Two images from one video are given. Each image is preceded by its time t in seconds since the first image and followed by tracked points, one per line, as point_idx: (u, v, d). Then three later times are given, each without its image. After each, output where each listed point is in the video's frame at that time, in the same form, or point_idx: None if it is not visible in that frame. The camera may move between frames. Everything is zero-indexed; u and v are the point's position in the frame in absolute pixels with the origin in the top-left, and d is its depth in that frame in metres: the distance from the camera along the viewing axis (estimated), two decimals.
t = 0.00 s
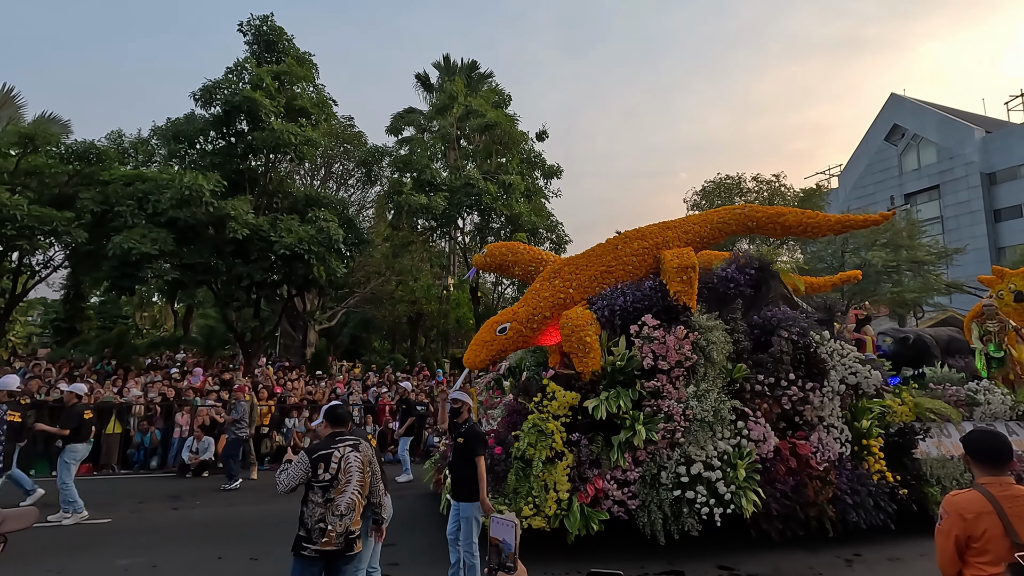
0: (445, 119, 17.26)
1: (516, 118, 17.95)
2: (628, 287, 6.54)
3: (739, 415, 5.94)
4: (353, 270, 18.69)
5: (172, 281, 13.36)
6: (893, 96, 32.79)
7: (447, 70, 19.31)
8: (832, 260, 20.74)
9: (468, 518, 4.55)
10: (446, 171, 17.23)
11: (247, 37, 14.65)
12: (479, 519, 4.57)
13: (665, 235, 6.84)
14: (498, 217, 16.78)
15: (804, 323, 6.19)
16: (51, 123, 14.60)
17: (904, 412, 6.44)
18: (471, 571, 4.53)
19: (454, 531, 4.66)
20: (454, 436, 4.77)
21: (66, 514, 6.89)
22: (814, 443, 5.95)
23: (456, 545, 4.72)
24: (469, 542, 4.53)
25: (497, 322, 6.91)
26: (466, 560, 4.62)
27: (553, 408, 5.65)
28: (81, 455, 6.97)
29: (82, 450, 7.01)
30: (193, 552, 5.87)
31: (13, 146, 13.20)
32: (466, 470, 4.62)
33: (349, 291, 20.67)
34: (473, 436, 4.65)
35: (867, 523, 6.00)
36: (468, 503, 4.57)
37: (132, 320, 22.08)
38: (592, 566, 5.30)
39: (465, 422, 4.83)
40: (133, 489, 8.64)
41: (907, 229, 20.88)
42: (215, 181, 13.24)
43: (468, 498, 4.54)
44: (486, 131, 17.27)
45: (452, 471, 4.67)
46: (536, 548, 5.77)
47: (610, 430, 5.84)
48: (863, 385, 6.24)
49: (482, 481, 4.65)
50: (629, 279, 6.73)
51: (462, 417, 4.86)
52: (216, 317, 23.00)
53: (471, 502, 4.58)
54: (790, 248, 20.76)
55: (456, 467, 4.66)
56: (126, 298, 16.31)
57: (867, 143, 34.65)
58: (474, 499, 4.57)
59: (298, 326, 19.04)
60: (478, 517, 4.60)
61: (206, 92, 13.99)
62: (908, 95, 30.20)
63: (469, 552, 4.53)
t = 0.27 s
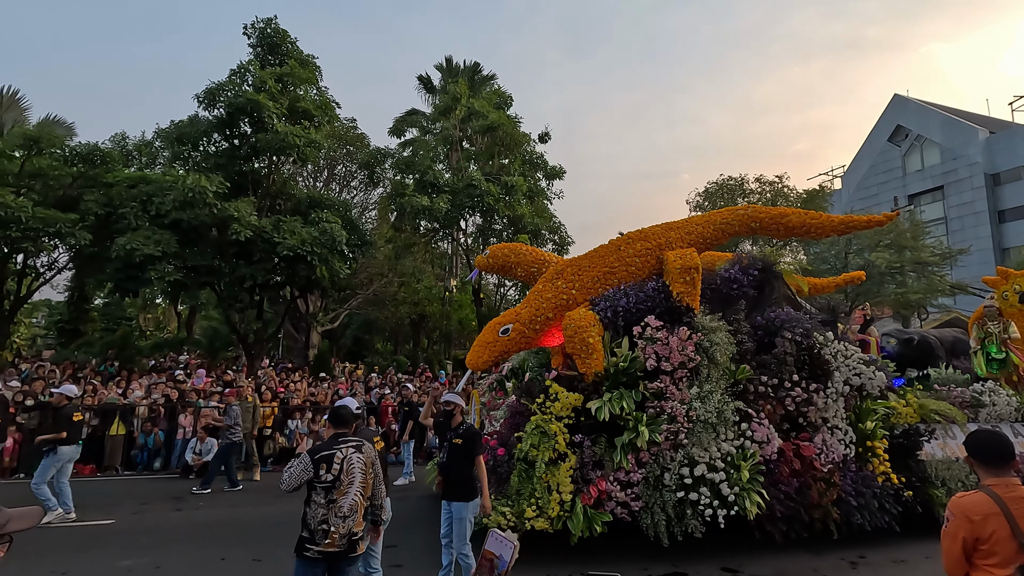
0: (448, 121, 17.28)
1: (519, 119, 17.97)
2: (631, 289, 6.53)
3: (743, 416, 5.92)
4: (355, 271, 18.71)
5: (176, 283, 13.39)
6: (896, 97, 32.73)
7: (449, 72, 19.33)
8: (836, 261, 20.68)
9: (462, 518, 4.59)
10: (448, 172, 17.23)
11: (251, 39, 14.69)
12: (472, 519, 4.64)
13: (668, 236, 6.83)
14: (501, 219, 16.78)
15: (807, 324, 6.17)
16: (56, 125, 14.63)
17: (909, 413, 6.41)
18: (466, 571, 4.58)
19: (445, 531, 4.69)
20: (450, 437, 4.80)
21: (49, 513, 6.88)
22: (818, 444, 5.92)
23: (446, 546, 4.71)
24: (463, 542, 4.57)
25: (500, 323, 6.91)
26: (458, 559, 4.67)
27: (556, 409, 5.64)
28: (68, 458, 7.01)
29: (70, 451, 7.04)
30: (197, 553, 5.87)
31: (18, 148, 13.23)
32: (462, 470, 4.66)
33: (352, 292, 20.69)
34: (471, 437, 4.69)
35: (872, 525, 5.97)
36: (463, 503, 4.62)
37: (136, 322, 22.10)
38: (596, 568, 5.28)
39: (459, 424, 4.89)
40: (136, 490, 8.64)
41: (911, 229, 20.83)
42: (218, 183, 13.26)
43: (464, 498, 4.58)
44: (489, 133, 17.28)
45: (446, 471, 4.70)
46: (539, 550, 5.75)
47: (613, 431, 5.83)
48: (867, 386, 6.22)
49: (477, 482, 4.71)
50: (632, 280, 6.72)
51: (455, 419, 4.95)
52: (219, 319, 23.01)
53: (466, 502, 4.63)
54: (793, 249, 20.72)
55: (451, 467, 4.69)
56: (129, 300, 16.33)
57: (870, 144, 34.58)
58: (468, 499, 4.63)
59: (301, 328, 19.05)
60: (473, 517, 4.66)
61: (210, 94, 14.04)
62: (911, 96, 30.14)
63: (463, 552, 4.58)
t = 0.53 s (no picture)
0: (450, 123, 17.30)
1: (521, 121, 17.99)
2: (634, 290, 6.53)
3: (746, 418, 5.90)
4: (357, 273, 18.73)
5: (179, 284, 13.42)
6: (898, 99, 32.68)
7: (451, 74, 19.35)
8: (838, 262, 20.67)
9: (456, 523, 4.57)
10: (450, 174, 17.25)
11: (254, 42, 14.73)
12: (464, 525, 4.62)
13: (670, 238, 6.82)
14: (503, 221, 16.79)
15: (810, 325, 6.16)
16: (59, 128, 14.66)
17: (913, 414, 6.38)
18: None
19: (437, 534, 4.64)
20: (448, 442, 4.82)
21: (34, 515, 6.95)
22: (822, 446, 5.91)
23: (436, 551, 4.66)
24: (455, 547, 4.53)
25: (502, 325, 6.91)
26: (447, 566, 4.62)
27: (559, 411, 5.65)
28: (53, 460, 7.08)
29: (54, 455, 7.11)
30: (199, 555, 5.86)
31: (22, 151, 13.27)
32: (459, 475, 4.68)
33: (354, 294, 20.72)
34: (470, 443, 4.73)
35: (875, 528, 5.95)
36: (458, 508, 4.61)
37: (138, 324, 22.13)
38: (600, 571, 5.26)
39: (457, 430, 4.91)
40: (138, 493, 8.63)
41: (913, 231, 20.81)
42: (221, 185, 13.28)
43: (459, 502, 4.58)
44: (491, 135, 17.31)
45: (443, 475, 4.70)
46: (542, 552, 5.74)
47: (616, 433, 5.81)
48: (870, 388, 6.20)
49: (472, 488, 4.72)
50: (634, 281, 6.72)
51: (452, 425, 4.93)
52: (222, 320, 23.03)
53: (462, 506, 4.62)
54: (795, 251, 20.71)
55: (448, 471, 4.69)
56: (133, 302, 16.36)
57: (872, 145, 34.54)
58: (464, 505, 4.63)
59: (303, 329, 19.08)
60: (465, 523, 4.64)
61: (213, 96, 14.07)
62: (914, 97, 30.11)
63: (455, 557, 4.52)
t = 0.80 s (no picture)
0: (450, 124, 17.30)
1: (521, 122, 17.99)
2: (634, 292, 6.53)
3: (746, 419, 5.90)
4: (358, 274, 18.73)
5: (180, 286, 13.43)
6: (899, 100, 32.67)
7: (452, 75, 19.36)
8: (839, 263, 20.66)
9: (457, 522, 4.54)
10: (451, 175, 17.25)
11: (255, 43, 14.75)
12: (468, 524, 4.59)
13: (670, 239, 6.82)
14: (504, 222, 16.79)
15: (811, 326, 6.14)
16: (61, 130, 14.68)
17: (914, 416, 6.37)
18: None
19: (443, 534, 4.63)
20: (449, 439, 4.83)
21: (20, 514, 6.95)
22: (823, 447, 5.90)
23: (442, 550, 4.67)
24: (458, 546, 4.52)
25: (502, 326, 6.92)
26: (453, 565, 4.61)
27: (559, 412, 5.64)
28: (44, 460, 7.08)
29: (45, 454, 7.11)
30: (200, 556, 5.86)
31: (23, 152, 13.29)
32: (460, 471, 4.66)
33: (355, 295, 20.71)
34: (469, 441, 4.73)
35: (877, 529, 5.94)
36: (460, 506, 4.58)
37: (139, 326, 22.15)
38: (600, 572, 5.25)
39: (459, 427, 4.91)
40: (138, 494, 8.63)
41: (914, 232, 20.80)
42: (221, 187, 13.28)
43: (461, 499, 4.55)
44: (491, 136, 17.31)
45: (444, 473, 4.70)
46: (543, 553, 5.73)
47: (616, 434, 5.81)
48: (871, 389, 6.19)
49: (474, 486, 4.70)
50: (635, 282, 6.71)
51: (455, 422, 4.95)
52: (223, 322, 23.04)
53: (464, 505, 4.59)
54: (797, 252, 20.70)
55: (449, 467, 4.69)
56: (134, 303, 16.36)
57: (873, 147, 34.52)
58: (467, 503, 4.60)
59: (304, 331, 19.08)
60: (468, 522, 4.61)
61: (214, 98, 14.09)
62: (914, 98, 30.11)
63: (458, 557, 4.51)
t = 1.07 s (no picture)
0: (448, 125, 17.31)
1: (519, 124, 18.02)
2: (631, 293, 6.53)
3: (743, 420, 5.90)
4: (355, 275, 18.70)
5: (177, 287, 13.42)
6: (895, 102, 32.78)
7: (450, 77, 19.36)
8: (836, 265, 20.72)
9: (456, 526, 4.54)
10: (449, 176, 17.25)
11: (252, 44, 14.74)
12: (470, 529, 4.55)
13: (667, 240, 6.83)
14: (501, 223, 16.80)
15: (807, 328, 6.16)
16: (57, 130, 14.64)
17: (910, 417, 6.39)
18: None
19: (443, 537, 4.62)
20: (451, 443, 4.75)
21: None
22: (819, 449, 5.91)
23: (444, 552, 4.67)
24: (457, 551, 4.51)
25: (499, 327, 6.92)
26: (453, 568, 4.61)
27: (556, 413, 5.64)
28: (23, 460, 7.19)
29: (26, 455, 7.22)
30: (195, 558, 5.84)
31: (19, 153, 13.25)
32: (459, 477, 4.59)
33: (352, 297, 20.69)
34: (470, 446, 4.60)
35: (873, 530, 5.95)
36: (457, 510, 4.56)
37: (136, 327, 22.08)
38: (597, 573, 5.25)
39: (462, 431, 4.78)
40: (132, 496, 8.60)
41: (910, 234, 20.87)
42: (218, 187, 13.26)
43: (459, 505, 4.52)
44: (489, 138, 17.32)
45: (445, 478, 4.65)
46: (540, 554, 5.73)
47: (613, 436, 5.81)
48: (868, 391, 6.20)
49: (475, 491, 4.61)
50: (632, 284, 6.72)
51: (458, 427, 4.81)
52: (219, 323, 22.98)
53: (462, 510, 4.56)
54: (793, 254, 20.75)
55: (450, 472, 4.64)
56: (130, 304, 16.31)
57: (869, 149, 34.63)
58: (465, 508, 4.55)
59: (301, 332, 19.06)
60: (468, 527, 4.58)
61: (211, 98, 14.07)
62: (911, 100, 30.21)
63: (458, 562, 4.50)
